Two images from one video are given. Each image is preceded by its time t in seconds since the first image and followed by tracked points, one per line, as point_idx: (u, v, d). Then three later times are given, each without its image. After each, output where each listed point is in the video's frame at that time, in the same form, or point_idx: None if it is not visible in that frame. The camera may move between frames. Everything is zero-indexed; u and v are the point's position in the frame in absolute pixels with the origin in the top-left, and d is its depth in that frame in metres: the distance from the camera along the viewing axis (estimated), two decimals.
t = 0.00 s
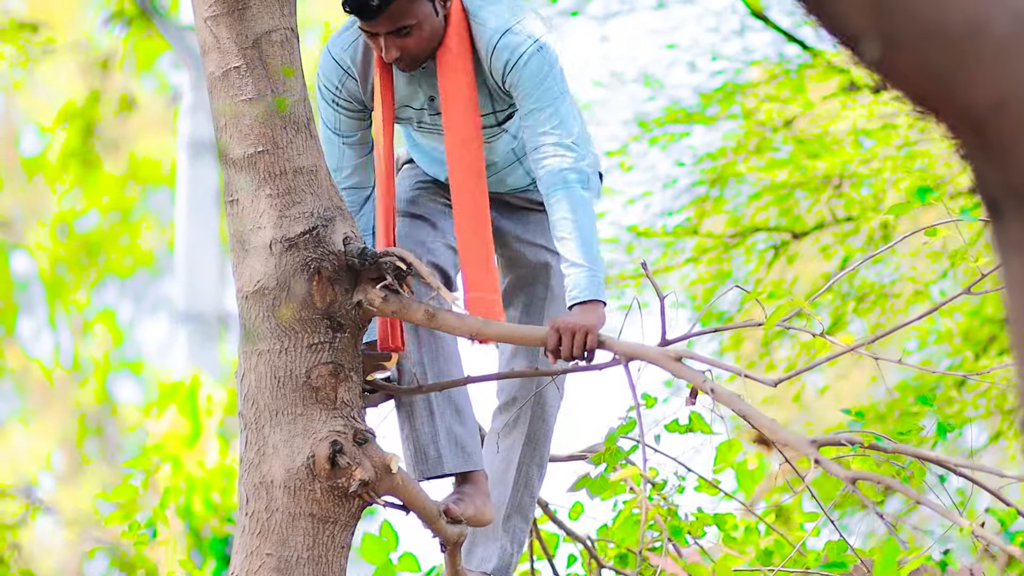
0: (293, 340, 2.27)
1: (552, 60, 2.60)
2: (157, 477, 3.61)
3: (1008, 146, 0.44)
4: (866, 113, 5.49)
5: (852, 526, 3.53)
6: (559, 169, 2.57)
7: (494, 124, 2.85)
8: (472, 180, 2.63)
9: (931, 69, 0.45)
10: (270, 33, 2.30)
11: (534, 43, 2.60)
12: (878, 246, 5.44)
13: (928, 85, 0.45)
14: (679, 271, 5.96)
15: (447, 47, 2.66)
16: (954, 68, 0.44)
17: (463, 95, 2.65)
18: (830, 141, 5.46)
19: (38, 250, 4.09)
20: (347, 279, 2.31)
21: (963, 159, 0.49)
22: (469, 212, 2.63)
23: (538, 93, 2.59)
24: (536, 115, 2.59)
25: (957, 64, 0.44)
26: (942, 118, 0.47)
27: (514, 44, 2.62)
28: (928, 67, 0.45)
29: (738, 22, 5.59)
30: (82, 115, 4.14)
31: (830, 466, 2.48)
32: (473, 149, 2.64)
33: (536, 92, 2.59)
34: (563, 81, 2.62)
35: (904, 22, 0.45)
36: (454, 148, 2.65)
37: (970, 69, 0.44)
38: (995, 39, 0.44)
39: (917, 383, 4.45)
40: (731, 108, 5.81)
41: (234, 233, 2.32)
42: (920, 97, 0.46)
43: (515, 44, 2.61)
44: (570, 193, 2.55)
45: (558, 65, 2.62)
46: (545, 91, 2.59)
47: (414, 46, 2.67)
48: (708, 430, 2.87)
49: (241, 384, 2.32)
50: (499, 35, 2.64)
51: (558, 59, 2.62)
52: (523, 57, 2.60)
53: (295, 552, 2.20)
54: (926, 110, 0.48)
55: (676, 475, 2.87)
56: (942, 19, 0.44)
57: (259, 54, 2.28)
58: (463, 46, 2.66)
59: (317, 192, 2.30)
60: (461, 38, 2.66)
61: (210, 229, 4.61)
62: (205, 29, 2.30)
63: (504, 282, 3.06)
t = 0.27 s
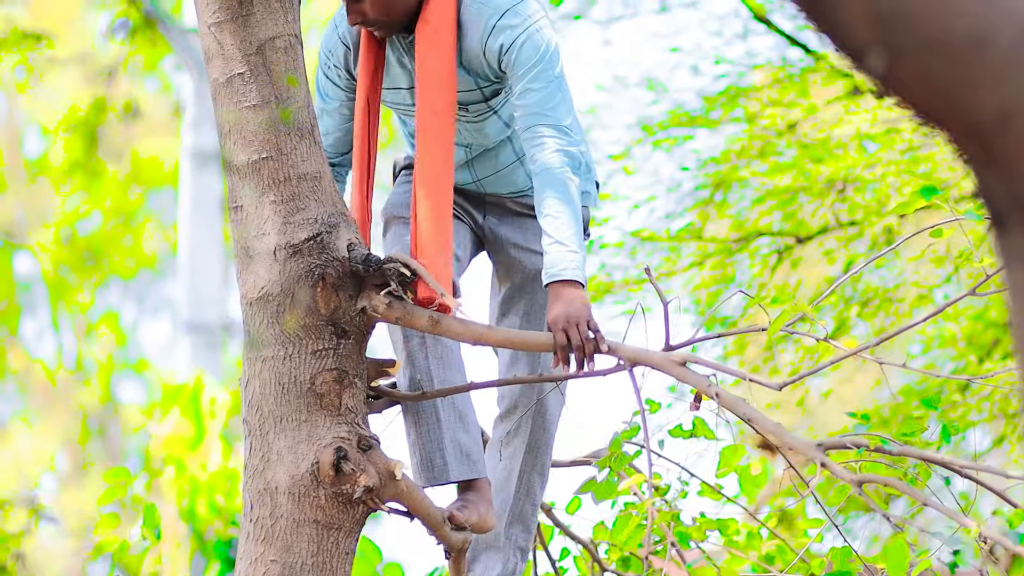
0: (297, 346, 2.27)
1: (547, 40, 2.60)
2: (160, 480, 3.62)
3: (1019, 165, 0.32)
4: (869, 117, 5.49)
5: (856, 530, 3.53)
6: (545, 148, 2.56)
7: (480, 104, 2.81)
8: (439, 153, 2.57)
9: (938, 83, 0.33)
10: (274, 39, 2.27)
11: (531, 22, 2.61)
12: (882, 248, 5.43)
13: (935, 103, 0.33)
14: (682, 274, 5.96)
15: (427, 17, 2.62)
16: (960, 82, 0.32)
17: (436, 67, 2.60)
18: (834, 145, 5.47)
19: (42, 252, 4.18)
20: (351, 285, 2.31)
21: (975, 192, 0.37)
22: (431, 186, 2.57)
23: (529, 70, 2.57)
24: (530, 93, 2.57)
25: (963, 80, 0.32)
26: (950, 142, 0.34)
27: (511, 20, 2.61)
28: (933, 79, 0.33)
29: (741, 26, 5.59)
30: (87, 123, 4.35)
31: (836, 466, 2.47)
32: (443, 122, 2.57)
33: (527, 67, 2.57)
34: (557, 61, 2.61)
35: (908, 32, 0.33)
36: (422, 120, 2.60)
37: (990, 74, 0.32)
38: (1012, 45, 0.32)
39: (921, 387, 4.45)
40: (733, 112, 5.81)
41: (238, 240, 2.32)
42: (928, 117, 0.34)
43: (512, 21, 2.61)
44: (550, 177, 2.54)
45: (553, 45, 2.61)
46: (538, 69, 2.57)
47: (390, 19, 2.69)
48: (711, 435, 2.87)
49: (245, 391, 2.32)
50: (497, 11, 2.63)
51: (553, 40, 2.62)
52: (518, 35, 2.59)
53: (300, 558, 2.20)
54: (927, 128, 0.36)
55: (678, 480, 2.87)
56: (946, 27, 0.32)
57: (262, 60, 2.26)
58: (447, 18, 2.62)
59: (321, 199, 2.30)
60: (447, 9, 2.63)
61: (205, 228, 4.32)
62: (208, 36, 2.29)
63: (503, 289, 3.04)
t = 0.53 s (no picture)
0: (305, 359, 2.27)
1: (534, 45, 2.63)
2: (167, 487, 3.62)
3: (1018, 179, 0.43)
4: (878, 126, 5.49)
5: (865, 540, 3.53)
6: (538, 155, 2.56)
7: (477, 110, 2.82)
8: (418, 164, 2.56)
9: (950, 109, 0.43)
10: (282, 51, 2.27)
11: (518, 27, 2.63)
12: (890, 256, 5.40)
13: (946, 125, 0.43)
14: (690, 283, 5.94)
15: (404, 32, 2.62)
16: (974, 110, 0.43)
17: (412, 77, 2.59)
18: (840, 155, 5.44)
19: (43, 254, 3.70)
20: (359, 298, 2.31)
21: (976, 190, 0.47)
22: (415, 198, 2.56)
23: (520, 74, 2.60)
24: (520, 99, 2.58)
25: (975, 104, 0.43)
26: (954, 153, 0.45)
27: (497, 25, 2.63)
28: (946, 105, 0.43)
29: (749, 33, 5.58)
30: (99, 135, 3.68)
31: (843, 479, 2.47)
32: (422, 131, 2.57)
33: (517, 70, 2.59)
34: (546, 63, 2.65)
35: (921, 60, 0.43)
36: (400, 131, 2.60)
37: (985, 105, 0.43)
38: (1014, 74, 0.43)
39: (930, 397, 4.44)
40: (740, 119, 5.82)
41: (246, 252, 2.32)
42: (937, 133, 0.44)
43: (500, 28, 2.62)
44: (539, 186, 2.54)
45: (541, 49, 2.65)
46: (529, 72, 2.60)
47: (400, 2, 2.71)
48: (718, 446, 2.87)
49: (253, 403, 2.32)
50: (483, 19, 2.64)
51: (539, 44, 2.65)
52: (508, 39, 2.61)
53: (308, 570, 2.20)
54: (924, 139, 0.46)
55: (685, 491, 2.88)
56: (957, 57, 0.43)
57: (271, 73, 2.26)
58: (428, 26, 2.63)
59: (329, 211, 2.30)
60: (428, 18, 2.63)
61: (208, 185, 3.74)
62: (217, 49, 2.28)
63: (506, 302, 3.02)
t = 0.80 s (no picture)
0: (315, 370, 2.27)
1: (542, 60, 2.64)
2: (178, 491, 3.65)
3: None
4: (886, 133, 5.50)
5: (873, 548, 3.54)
6: (550, 167, 2.56)
7: (480, 126, 2.83)
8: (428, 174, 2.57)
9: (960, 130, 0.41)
10: (292, 63, 2.27)
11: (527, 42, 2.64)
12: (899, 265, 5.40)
13: (956, 144, 0.41)
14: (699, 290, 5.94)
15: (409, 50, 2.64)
16: (986, 128, 0.41)
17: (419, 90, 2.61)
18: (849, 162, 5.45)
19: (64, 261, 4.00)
20: (370, 309, 2.31)
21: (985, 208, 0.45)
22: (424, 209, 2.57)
23: (529, 88, 2.61)
24: (527, 113, 2.59)
25: (987, 123, 0.41)
26: (974, 180, 0.42)
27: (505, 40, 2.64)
28: (954, 123, 0.41)
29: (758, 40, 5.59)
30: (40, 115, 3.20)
31: (853, 491, 2.46)
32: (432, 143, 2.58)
33: (526, 84, 2.60)
34: (552, 79, 2.66)
35: (933, 80, 0.41)
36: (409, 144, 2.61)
37: (1001, 126, 0.40)
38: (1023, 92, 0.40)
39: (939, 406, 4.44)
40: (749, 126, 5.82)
41: (256, 263, 2.32)
42: (950, 155, 0.42)
43: (507, 43, 2.63)
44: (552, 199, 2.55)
45: (549, 64, 2.66)
46: (537, 86, 2.61)
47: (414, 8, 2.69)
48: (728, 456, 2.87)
49: (264, 414, 2.33)
50: (489, 33, 2.65)
51: (546, 59, 2.66)
52: (515, 54, 2.62)
53: None
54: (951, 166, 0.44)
55: (694, 500, 2.88)
56: (966, 74, 0.41)
57: (281, 85, 2.26)
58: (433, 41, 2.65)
59: (339, 223, 2.30)
60: (432, 34, 2.66)
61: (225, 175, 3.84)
62: (227, 61, 2.29)
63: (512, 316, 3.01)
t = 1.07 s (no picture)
0: (323, 381, 2.28)
1: (555, 73, 2.64)
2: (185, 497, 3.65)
3: None
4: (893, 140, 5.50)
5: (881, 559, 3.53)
6: (553, 178, 2.58)
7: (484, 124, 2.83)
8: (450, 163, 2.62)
9: (963, 148, 0.47)
10: (300, 75, 2.28)
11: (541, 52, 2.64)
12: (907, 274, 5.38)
13: (963, 161, 0.48)
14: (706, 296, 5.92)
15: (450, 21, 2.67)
16: (989, 147, 0.47)
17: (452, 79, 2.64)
18: (857, 169, 5.46)
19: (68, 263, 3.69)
20: (378, 320, 2.31)
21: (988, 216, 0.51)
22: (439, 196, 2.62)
23: (538, 99, 2.61)
24: (536, 123, 2.60)
25: (992, 144, 0.47)
26: (976, 189, 0.49)
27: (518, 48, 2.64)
28: (962, 144, 0.47)
29: (766, 47, 5.61)
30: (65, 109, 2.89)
31: (861, 502, 2.47)
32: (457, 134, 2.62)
33: (536, 94, 2.61)
34: (564, 92, 2.66)
35: (939, 101, 0.48)
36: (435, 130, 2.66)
37: (1002, 145, 0.47)
38: None
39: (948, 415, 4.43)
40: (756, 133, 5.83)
41: (264, 275, 2.33)
42: (957, 172, 0.49)
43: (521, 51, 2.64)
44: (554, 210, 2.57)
45: (561, 77, 2.66)
46: (547, 97, 2.61)
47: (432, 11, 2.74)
48: (735, 465, 2.88)
49: (272, 425, 2.33)
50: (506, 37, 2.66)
51: (561, 73, 2.66)
52: (527, 65, 2.63)
53: None
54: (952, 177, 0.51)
55: (701, 510, 2.89)
56: (976, 98, 0.47)
57: (289, 96, 2.27)
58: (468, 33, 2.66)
59: (348, 234, 2.30)
60: (469, 24, 2.67)
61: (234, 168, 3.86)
62: (235, 72, 2.30)
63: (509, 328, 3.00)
